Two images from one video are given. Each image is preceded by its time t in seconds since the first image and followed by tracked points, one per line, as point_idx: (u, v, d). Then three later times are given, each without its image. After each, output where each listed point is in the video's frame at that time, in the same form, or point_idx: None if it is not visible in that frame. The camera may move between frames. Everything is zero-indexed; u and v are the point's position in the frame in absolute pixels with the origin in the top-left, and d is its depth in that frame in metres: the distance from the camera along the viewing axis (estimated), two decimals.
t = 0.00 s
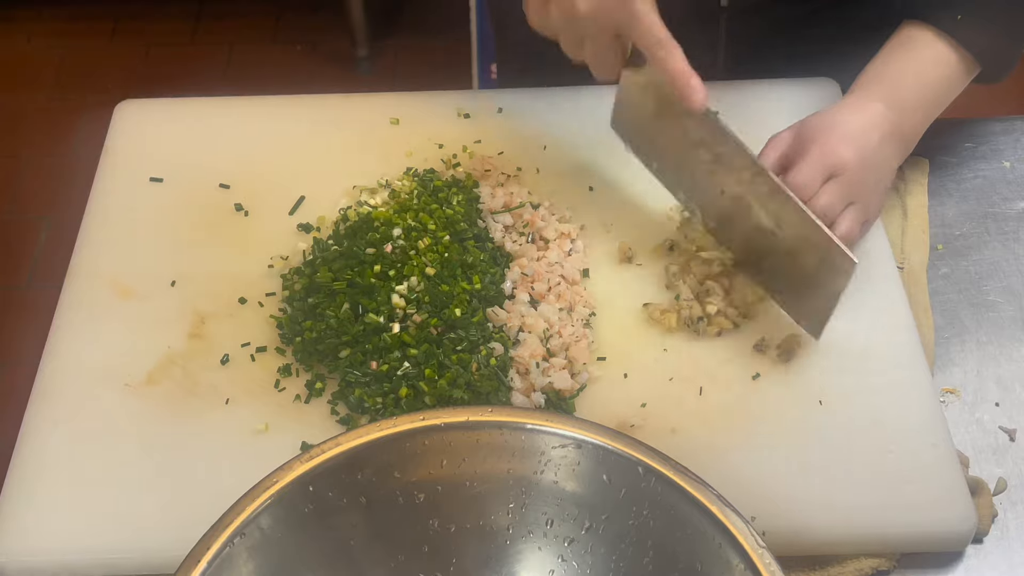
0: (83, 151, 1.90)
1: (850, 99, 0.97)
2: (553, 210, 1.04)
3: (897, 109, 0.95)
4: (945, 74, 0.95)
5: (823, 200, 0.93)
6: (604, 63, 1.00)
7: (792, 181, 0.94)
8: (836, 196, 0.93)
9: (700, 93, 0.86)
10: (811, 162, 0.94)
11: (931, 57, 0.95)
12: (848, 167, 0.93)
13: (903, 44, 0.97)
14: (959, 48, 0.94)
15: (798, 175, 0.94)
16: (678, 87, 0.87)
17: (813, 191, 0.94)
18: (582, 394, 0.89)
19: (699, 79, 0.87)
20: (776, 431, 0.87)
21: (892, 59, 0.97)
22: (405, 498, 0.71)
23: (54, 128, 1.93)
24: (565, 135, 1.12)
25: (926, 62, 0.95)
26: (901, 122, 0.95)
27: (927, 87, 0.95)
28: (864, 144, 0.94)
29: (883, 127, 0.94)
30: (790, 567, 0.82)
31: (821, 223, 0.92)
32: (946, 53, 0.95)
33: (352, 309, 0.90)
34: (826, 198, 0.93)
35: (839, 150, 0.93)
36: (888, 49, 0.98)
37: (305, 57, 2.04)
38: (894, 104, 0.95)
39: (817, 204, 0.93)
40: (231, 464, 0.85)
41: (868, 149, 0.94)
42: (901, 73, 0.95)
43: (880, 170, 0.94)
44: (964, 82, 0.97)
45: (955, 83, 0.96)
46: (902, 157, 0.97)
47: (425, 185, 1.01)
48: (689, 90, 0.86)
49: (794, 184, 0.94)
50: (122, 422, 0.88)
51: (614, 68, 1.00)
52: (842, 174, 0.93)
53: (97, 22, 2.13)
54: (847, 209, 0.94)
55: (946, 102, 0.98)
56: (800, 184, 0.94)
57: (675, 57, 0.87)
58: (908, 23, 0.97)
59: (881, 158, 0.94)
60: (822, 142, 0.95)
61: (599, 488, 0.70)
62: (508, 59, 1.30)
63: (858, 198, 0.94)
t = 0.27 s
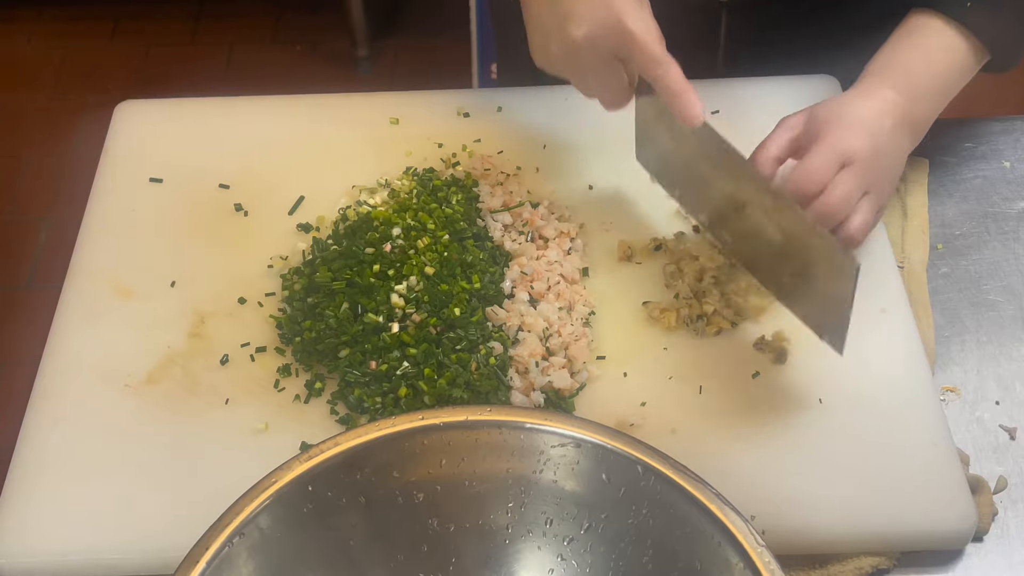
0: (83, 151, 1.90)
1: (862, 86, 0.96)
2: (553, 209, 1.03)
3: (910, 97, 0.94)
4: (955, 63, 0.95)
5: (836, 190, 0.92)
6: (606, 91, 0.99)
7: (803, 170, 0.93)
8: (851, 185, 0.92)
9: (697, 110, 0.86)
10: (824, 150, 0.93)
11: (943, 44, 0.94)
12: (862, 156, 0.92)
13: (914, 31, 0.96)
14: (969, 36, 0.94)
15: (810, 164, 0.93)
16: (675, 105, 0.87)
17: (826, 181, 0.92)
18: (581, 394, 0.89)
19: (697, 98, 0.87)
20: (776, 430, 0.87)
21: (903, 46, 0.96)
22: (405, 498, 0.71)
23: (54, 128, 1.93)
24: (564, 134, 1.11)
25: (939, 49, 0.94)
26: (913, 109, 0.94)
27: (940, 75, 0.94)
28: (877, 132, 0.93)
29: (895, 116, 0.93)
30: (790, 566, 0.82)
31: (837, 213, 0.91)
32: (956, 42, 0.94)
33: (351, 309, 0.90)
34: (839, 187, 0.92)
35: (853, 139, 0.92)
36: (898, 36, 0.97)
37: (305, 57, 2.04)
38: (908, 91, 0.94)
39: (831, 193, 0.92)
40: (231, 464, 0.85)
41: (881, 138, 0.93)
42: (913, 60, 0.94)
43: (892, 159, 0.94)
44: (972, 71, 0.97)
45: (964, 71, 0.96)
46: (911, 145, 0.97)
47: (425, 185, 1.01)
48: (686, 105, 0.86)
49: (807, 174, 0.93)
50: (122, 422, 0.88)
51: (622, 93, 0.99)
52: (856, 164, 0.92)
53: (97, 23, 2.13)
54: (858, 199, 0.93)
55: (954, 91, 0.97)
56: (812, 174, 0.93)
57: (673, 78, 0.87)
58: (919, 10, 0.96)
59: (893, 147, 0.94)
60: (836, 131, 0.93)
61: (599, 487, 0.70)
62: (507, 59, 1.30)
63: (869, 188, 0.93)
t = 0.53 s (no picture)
0: (83, 150, 1.90)
1: (850, 92, 0.97)
2: (553, 209, 1.03)
3: (895, 106, 0.94)
4: (944, 72, 0.94)
5: (821, 193, 0.94)
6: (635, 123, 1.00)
7: (789, 174, 0.95)
8: (832, 190, 0.94)
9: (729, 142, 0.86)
10: (807, 155, 0.95)
11: (931, 54, 0.94)
12: (845, 161, 0.94)
13: (903, 39, 0.96)
14: (957, 46, 0.93)
15: (794, 168, 0.95)
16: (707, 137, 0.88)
17: (809, 185, 0.95)
18: (582, 394, 0.89)
19: (727, 127, 0.87)
20: (776, 431, 0.87)
21: (892, 54, 0.96)
22: (405, 498, 0.71)
23: (54, 128, 1.93)
24: (565, 135, 1.12)
25: (925, 58, 0.94)
26: (899, 118, 0.95)
27: (926, 84, 0.94)
28: (861, 139, 0.94)
29: (880, 123, 0.94)
30: (790, 567, 0.82)
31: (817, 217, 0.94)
32: (944, 51, 0.94)
33: (352, 309, 0.90)
34: (822, 191, 0.94)
35: (836, 145, 0.94)
36: (888, 43, 0.97)
37: (305, 57, 2.04)
38: (892, 100, 0.94)
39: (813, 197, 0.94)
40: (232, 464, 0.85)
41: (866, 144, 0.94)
42: (900, 69, 0.95)
43: (878, 166, 0.95)
44: (963, 79, 0.96)
45: (953, 79, 0.95)
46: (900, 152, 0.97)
47: (425, 185, 1.01)
48: (717, 137, 0.87)
49: (791, 178, 0.95)
50: (122, 422, 0.88)
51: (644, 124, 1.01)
52: (838, 169, 0.94)
53: (97, 22, 2.13)
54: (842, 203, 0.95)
55: (945, 98, 0.97)
56: (797, 177, 0.95)
57: (704, 109, 0.88)
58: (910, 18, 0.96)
59: (879, 153, 0.95)
60: (819, 137, 0.95)
61: (599, 488, 0.70)
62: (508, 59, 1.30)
63: (853, 192, 0.95)
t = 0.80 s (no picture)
0: (83, 150, 1.90)
1: (863, 81, 0.97)
2: (553, 209, 1.03)
3: (911, 93, 0.95)
4: (957, 59, 0.95)
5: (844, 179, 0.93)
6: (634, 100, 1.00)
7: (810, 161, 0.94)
8: (855, 175, 0.93)
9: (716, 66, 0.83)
10: (829, 141, 0.93)
11: (945, 41, 0.95)
12: (866, 147, 0.93)
13: (916, 28, 0.96)
14: (970, 34, 0.94)
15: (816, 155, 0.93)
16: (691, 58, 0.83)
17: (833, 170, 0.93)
18: (581, 394, 0.89)
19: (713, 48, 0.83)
20: (776, 431, 0.87)
21: (905, 43, 0.96)
22: (404, 498, 0.71)
23: (54, 128, 1.93)
24: (565, 134, 1.11)
25: (939, 46, 0.94)
26: (915, 104, 0.95)
27: (941, 71, 0.95)
28: (879, 125, 0.93)
29: (898, 110, 0.94)
30: (790, 566, 0.82)
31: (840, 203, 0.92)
32: (958, 38, 0.94)
33: (352, 309, 0.90)
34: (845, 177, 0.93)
35: (857, 131, 0.93)
36: (901, 32, 0.98)
37: (305, 57, 2.04)
38: (908, 88, 0.95)
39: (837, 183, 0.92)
40: (231, 464, 0.85)
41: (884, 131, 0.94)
42: (914, 57, 0.95)
43: (897, 152, 0.94)
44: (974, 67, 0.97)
45: (966, 67, 0.96)
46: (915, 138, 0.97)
47: (425, 185, 1.01)
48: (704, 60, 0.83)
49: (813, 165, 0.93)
50: (122, 422, 0.88)
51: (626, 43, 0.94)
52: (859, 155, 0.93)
53: (97, 22, 2.13)
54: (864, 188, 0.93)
55: (957, 86, 0.98)
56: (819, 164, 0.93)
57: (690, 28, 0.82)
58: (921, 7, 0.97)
59: (898, 140, 0.94)
60: (839, 123, 0.94)
61: (599, 487, 0.70)
62: (507, 59, 1.30)
63: (876, 177, 0.93)
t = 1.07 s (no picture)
0: (83, 151, 1.90)
1: (861, 80, 0.97)
2: (553, 209, 1.04)
3: (910, 93, 0.94)
4: (955, 58, 0.94)
5: (835, 181, 0.94)
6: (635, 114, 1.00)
7: (802, 162, 0.95)
8: (847, 175, 0.94)
9: (726, 135, 0.87)
10: (823, 141, 0.95)
11: (944, 41, 0.94)
12: (859, 147, 0.94)
13: (915, 26, 0.95)
14: (969, 33, 0.93)
15: (809, 155, 0.95)
16: (703, 125, 0.88)
17: (825, 172, 0.95)
18: (581, 394, 0.89)
19: (726, 121, 0.88)
20: (776, 431, 0.87)
21: (904, 41, 0.96)
22: (404, 498, 0.71)
23: (54, 129, 1.93)
24: (564, 134, 1.11)
25: (937, 46, 0.94)
26: (913, 105, 0.95)
27: (939, 71, 0.94)
28: (875, 124, 0.94)
29: (895, 110, 0.94)
30: (790, 566, 0.82)
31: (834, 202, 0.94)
32: (957, 38, 0.94)
33: (352, 309, 0.90)
34: (837, 178, 0.94)
35: (851, 131, 0.94)
36: (900, 31, 0.97)
37: (305, 57, 2.04)
38: (906, 88, 0.94)
39: (829, 185, 0.94)
40: (231, 464, 0.85)
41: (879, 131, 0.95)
42: (912, 56, 0.95)
43: (892, 153, 0.95)
44: (975, 64, 0.96)
45: (965, 66, 0.95)
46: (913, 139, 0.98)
47: (425, 185, 1.01)
48: (714, 128, 0.87)
49: (805, 166, 0.95)
50: (122, 422, 0.88)
51: (647, 117, 1.00)
52: (853, 155, 0.94)
53: (97, 23, 2.13)
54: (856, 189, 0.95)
55: (957, 84, 0.97)
56: (812, 164, 0.95)
57: (702, 101, 0.89)
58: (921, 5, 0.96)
59: (894, 141, 0.95)
60: (834, 123, 0.95)
61: (598, 487, 0.70)
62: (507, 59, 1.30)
63: (868, 178, 0.95)
